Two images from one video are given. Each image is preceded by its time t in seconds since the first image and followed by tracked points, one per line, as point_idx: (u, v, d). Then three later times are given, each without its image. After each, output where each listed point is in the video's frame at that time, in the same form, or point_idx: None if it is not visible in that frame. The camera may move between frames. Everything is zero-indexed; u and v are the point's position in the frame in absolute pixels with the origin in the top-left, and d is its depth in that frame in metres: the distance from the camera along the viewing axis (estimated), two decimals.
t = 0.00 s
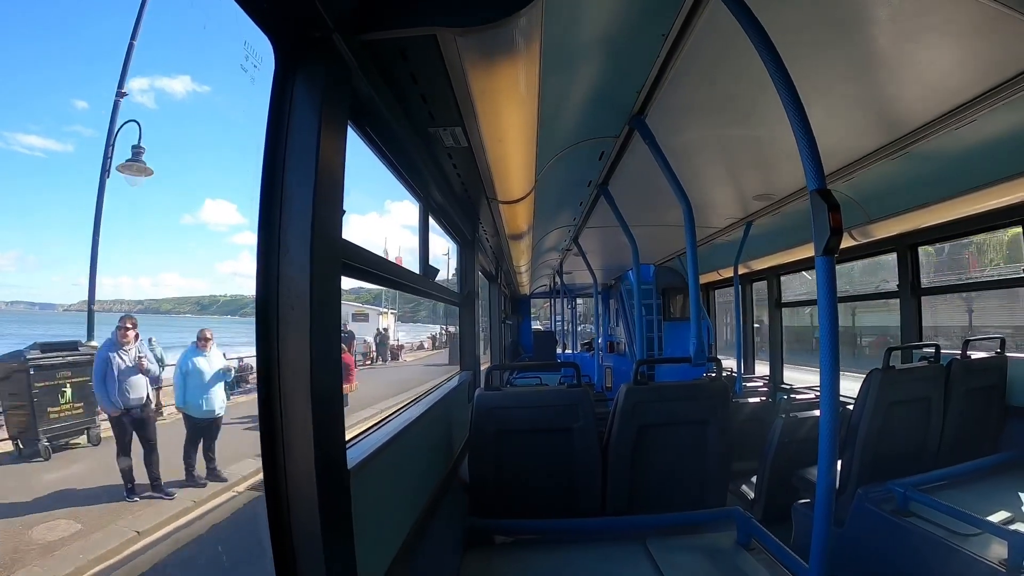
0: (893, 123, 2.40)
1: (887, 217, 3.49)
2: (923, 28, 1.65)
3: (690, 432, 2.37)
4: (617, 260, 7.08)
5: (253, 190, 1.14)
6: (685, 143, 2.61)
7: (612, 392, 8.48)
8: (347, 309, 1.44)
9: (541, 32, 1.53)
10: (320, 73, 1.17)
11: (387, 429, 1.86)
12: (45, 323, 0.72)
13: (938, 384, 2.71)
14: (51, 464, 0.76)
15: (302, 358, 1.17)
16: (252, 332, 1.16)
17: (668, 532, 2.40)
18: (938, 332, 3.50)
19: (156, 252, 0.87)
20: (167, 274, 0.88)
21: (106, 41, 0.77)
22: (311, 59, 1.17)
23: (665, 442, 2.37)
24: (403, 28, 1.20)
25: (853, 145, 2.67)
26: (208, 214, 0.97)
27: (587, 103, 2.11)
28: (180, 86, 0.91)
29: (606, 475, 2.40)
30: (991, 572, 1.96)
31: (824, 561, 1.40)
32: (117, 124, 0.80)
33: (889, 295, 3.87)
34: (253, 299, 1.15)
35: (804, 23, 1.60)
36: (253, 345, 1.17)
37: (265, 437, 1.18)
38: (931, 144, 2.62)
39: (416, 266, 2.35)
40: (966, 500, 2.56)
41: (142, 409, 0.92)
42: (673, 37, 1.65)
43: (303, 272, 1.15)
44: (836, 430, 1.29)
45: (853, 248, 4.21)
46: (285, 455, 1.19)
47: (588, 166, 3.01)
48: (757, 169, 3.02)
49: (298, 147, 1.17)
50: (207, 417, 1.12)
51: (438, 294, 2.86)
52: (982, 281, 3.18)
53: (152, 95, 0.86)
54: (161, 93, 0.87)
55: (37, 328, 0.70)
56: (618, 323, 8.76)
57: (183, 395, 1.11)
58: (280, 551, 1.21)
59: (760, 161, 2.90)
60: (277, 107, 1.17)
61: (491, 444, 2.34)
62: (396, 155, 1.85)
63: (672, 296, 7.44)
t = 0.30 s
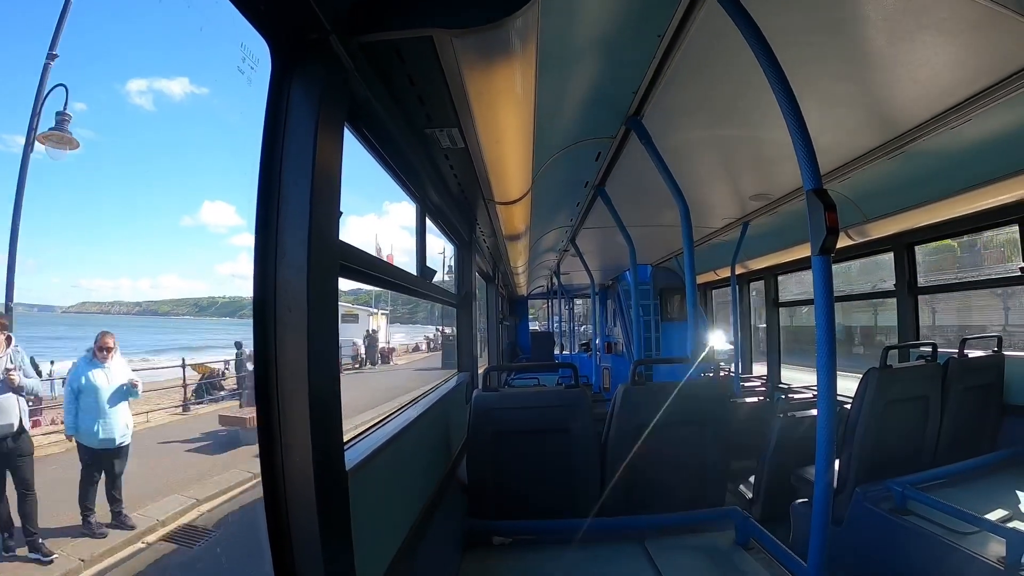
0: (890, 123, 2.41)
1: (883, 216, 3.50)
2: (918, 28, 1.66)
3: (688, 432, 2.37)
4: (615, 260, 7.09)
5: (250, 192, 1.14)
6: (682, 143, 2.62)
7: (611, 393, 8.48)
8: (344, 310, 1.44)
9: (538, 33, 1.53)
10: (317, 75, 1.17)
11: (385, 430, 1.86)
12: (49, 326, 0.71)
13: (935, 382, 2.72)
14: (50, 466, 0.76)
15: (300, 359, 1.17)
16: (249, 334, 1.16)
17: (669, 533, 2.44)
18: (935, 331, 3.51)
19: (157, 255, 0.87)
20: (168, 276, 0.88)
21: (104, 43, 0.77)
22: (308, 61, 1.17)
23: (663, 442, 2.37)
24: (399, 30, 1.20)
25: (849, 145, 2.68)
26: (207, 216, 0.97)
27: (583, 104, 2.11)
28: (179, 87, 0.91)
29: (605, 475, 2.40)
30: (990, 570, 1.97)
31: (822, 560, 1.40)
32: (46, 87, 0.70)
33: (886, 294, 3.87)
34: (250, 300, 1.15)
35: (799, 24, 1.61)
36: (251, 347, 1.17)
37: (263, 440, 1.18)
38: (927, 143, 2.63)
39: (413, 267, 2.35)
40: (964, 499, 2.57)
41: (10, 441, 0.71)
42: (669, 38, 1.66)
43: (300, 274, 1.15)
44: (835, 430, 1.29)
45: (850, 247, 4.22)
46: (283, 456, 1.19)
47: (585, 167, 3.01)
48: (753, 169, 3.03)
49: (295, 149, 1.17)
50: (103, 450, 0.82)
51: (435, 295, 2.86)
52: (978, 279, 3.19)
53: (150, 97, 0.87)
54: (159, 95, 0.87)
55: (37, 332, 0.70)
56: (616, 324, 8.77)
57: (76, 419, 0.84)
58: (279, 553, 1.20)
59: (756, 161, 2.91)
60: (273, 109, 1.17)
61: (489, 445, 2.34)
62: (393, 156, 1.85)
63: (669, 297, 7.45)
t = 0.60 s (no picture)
0: (890, 126, 2.41)
1: (885, 218, 3.49)
2: (920, 31, 1.66)
3: (688, 434, 2.37)
4: (615, 261, 7.09)
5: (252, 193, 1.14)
6: (683, 145, 2.62)
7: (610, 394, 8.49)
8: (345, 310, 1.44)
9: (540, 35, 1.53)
10: (318, 76, 1.17)
11: (385, 431, 1.86)
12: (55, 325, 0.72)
13: (936, 384, 2.72)
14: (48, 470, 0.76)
15: (301, 361, 1.17)
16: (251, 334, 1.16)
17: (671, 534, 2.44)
18: (935, 333, 3.51)
19: (157, 255, 0.87)
20: (169, 276, 0.88)
21: (106, 45, 0.78)
22: (309, 62, 1.17)
23: (664, 444, 2.37)
24: (401, 31, 1.21)
25: (850, 147, 2.68)
26: (208, 216, 0.97)
27: (584, 105, 2.11)
28: (181, 88, 0.91)
29: (605, 476, 2.40)
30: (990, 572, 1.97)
31: (823, 561, 1.40)
32: None
33: (887, 296, 3.87)
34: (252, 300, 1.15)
35: (799, 26, 1.61)
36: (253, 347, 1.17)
37: (264, 441, 1.18)
38: (928, 145, 2.62)
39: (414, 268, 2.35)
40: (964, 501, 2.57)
41: None
42: (671, 40, 1.66)
43: (301, 275, 1.15)
44: (835, 432, 1.29)
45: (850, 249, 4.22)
46: (283, 456, 1.19)
47: (585, 168, 3.01)
48: (754, 171, 3.03)
49: (296, 150, 1.17)
50: None
51: (435, 296, 2.86)
52: (978, 281, 3.19)
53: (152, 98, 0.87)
54: (162, 96, 0.87)
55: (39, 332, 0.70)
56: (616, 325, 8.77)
57: None
58: (278, 552, 1.21)
59: (757, 163, 2.91)
60: (275, 110, 1.17)
61: (489, 446, 2.34)
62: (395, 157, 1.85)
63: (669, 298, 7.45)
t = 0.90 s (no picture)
0: (886, 123, 2.42)
1: (881, 215, 3.50)
2: (916, 28, 1.66)
3: (686, 433, 2.37)
4: (612, 260, 7.09)
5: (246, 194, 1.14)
6: (679, 143, 2.62)
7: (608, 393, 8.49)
8: (341, 310, 1.44)
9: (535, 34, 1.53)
10: (312, 76, 1.16)
11: (382, 431, 1.86)
12: (58, 327, 0.73)
13: (933, 381, 2.73)
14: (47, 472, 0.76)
15: (297, 362, 1.16)
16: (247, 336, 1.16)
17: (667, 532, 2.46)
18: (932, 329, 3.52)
19: (157, 256, 0.87)
20: (168, 278, 0.88)
21: (102, 46, 0.78)
22: (303, 62, 1.16)
23: (662, 442, 2.37)
24: (395, 31, 1.20)
25: (847, 144, 2.69)
26: (206, 217, 0.97)
27: (580, 104, 2.11)
28: (178, 89, 0.90)
29: (603, 475, 2.40)
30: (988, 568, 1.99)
31: (821, 558, 1.41)
32: None
33: (883, 293, 3.88)
34: (247, 302, 1.15)
35: (795, 25, 1.61)
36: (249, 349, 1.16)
37: (261, 442, 1.18)
38: (924, 142, 2.63)
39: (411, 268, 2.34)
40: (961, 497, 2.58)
41: None
42: (666, 39, 1.66)
43: (297, 276, 1.15)
44: (833, 430, 1.30)
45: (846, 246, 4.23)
46: (281, 458, 1.18)
47: (582, 167, 3.01)
48: (750, 169, 3.04)
49: (291, 151, 1.16)
50: None
51: (432, 296, 2.86)
52: (975, 277, 3.19)
53: (149, 99, 0.87)
54: (158, 98, 0.87)
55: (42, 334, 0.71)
56: (614, 324, 8.77)
57: None
58: (276, 553, 1.20)
59: (753, 162, 2.92)
60: (269, 110, 1.16)
61: (487, 447, 2.33)
62: (390, 157, 1.84)
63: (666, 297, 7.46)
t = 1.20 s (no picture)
0: (887, 124, 2.41)
1: (882, 216, 3.50)
2: (917, 29, 1.66)
3: (686, 434, 2.37)
4: (613, 261, 7.09)
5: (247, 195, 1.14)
6: (679, 144, 2.62)
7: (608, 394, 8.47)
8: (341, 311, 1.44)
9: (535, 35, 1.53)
10: (312, 77, 1.16)
11: (383, 432, 1.86)
12: (58, 327, 0.73)
13: (934, 382, 2.72)
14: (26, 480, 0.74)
15: (297, 362, 1.16)
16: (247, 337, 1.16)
17: (668, 534, 2.46)
18: (932, 331, 3.51)
19: (158, 256, 0.87)
20: (170, 278, 0.89)
21: (106, 48, 0.78)
22: (304, 63, 1.16)
23: (662, 444, 2.36)
24: (396, 32, 1.20)
25: (847, 145, 2.68)
26: (209, 218, 0.98)
27: (580, 105, 2.11)
28: (180, 90, 0.91)
29: (604, 477, 2.40)
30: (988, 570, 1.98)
31: (821, 560, 1.40)
32: None
33: (884, 294, 3.88)
34: (248, 303, 1.15)
35: (795, 26, 1.61)
36: (250, 350, 1.16)
37: (261, 443, 1.18)
38: (925, 143, 2.63)
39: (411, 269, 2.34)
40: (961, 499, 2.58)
41: None
42: (667, 40, 1.66)
43: (297, 277, 1.15)
44: (833, 432, 1.30)
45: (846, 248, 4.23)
46: (281, 459, 1.18)
47: (582, 168, 3.01)
48: (751, 170, 3.03)
49: (292, 152, 1.16)
50: None
51: (433, 297, 2.86)
52: (976, 278, 3.18)
53: (151, 100, 0.87)
54: (161, 99, 0.88)
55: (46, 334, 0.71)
56: (614, 325, 8.76)
57: None
58: (276, 554, 1.20)
59: (754, 163, 2.91)
60: (270, 111, 1.16)
61: (487, 448, 2.34)
62: (391, 158, 1.84)
63: (667, 298, 7.45)
